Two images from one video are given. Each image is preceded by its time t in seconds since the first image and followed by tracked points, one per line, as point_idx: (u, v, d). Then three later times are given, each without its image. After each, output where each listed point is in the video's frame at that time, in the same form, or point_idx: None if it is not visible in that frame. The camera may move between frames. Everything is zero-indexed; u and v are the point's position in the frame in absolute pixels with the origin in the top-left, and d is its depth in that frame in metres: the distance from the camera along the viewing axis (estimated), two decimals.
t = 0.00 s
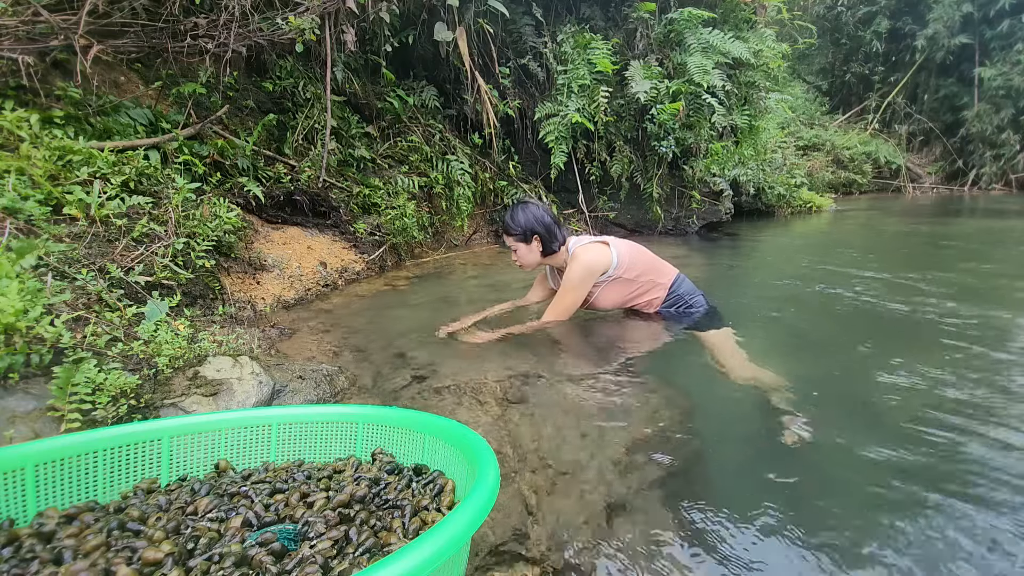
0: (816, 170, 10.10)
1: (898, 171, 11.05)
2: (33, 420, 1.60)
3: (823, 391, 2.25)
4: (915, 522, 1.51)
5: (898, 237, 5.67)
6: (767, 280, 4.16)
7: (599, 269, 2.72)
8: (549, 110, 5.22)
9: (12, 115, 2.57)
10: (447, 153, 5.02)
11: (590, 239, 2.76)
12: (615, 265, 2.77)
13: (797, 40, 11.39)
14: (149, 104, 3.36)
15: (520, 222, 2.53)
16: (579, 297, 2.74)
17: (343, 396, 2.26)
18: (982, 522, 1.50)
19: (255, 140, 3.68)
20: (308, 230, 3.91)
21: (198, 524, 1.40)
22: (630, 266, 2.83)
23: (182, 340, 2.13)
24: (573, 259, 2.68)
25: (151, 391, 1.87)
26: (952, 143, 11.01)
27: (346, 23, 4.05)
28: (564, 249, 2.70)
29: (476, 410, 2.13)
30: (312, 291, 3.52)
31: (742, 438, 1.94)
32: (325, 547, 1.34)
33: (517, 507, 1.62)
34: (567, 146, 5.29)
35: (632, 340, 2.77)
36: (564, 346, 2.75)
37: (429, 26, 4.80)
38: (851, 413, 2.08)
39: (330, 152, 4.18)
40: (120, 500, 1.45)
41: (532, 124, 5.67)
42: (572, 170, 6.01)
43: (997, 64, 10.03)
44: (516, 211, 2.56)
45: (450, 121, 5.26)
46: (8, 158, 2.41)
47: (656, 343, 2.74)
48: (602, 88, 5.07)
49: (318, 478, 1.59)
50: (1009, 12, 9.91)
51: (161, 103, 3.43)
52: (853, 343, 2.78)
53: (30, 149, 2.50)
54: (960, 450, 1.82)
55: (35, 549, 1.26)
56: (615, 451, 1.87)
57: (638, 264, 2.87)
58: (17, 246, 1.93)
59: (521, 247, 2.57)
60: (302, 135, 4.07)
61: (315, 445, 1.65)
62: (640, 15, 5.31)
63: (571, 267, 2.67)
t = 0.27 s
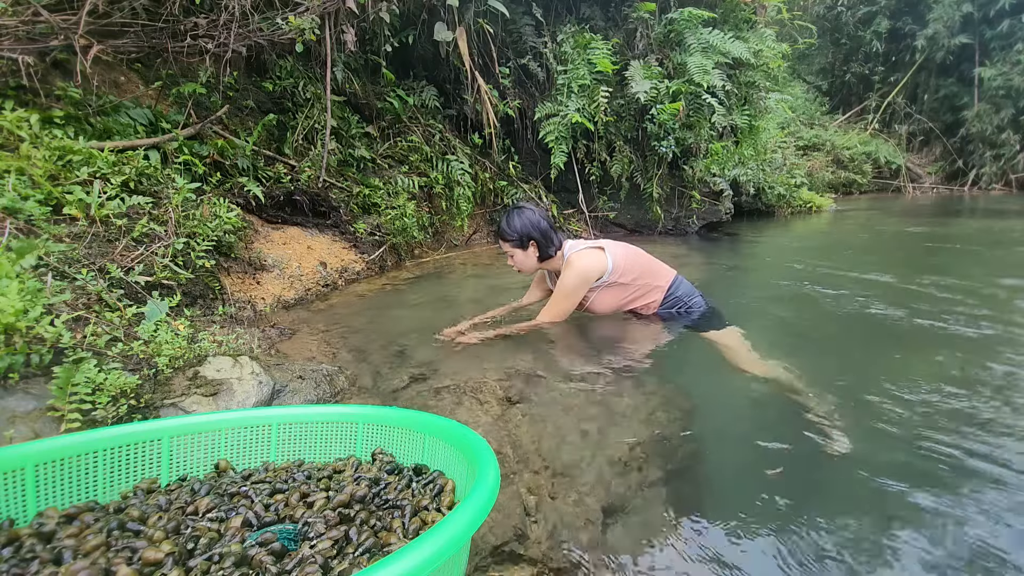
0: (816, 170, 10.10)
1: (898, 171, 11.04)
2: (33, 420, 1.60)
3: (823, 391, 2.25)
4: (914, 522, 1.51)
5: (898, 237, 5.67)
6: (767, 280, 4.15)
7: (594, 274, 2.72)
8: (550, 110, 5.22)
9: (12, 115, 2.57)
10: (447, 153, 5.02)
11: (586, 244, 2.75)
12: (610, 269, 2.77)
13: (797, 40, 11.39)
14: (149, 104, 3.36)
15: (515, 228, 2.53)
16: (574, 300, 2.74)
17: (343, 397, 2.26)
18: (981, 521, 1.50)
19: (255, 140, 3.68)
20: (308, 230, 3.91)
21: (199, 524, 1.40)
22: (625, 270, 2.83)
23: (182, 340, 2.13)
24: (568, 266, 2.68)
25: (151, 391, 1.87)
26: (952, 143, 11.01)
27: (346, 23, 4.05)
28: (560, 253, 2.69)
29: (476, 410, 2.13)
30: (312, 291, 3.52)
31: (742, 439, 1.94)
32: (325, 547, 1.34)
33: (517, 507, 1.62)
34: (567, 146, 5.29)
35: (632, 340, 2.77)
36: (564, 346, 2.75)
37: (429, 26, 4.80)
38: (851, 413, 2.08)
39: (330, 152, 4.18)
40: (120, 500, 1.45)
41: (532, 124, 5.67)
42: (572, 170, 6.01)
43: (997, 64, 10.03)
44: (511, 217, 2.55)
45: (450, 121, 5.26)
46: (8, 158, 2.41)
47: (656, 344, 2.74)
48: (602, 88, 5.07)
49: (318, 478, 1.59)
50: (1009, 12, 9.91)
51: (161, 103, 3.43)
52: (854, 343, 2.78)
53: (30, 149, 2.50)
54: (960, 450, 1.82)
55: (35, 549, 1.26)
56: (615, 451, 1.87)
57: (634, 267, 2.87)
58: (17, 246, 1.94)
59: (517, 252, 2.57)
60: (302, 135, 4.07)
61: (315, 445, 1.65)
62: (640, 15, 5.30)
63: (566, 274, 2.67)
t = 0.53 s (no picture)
0: (816, 170, 10.10)
1: (898, 171, 11.04)
2: (33, 420, 1.60)
3: (823, 391, 2.25)
4: (915, 521, 1.51)
5: (898, 237, 5.67)
6: (767, 280, 4.15)
7: (591, 276, 2.72)
8: (550, 110, 5.22)
9: (12, 115, 2.57)
10: (447, 153, 5.02)
11: (584, 246, 2.75)
12: (608, 271, 2.77)
13: (797, 40, 11.38)
14: (149, 104, 3.36)
15: (512, 231, 2.52)
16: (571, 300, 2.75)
17: (343, 397, 2.26)
18: (981, 521, 1.50)
19: (255, 140, 3.68)
20: (308, 230, 3.91)
21: (198, 524, 1.40)
22: (624, 272, 2.83)
23: (182, 340, 2.13)
24: (564, 267, 2.69)
25: (151, 391, 1.87)
26: (952, 143, 11.01)
27: (346, 23, 4.06)
28: (558, 254, 2.69)
29: (476, 410, 2.13)
30: (313, 292, 3.52)
31: (741, 438, 1.94)
32: (325, 547, 1.34)
33: (517, 507, 1.62)
34: (567, 146, 5.29)
35: (632, 341, 2.77)
36: (564, 346, 2.75)
37: (429, 26, 4.80)
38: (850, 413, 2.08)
39: (330, 152, 4.18)
40: (120, 500, 1.45)
41: (532, 124, 5.67)
42: (572, 170, 6.01)
43: (997, 64, 10.03)
44: (508, 220, 2.54)
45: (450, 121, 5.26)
46: (8, 158, 2.41)
47: (655, 344, 2.74)
48: (602, 88, 5.07)
49: (318, 478, 1.59)
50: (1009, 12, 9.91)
51: (161, 103, 3.43)
52: (854, 343, 2.78)
53: (30, 149, 2.50)
54: (960, 450, 1.82)
55: (35, 549, 1.26)
56: (615, 451, 1.87)
57: (632, 270, 2.86)
58: (18, 246, 1.94)
59: (515, 255, 2.57)
60: (302, 135, 4.08)
61: (315, 444, 1.65)
62: (640, 15, 5.30)
63: (563, 276, 2.68)
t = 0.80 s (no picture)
0: (816, 170, 10.10)
1: (898, 171, 11.05)
2: (33, 420, 1.60)
3: (822, 390, 2.25)
4: (915, 522, 1.51)
5: (898, 237, 5.67)
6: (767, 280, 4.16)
7: (589, 277, 2.72)
8: (550, 110, 5.22)
9: (12, 115, 2.57)
10: (447, 153, 5.02)
11: (582, 246, 2.75)
12: (606, 273, 2.77)
13: (796, 40, 11.38)
14: (149, 104, 3.36)
15: (511, 230, 2.52)
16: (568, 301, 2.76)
17: (343, 396, 2.26)
18: (981, 521, 1.50)
19: (255, 140, 3.68)
20: (308, 230, 3.91)
21: (198, 524, 1.40)
22: (622, 273, 2.83)
23: (182, 340, 2.13)
24: (562, 268, 2.69)
25: (151, 391, 1.87)
26: (952, 143, 11.02)
27: (346, 23, 4.06)
28: (556, 254, 2.69)
29: (476, 410, 2.13)
30: (313, 292, 3.52)
31: (740, 438, 1.94)
32: (325, 547, 1.34)
33: (517, 507, 1.62)
34: (567, 146, 5.29)
35: (631, 341, 2.78)
36: (564, 345, 2.75)
37: (429, 26, 4.80)
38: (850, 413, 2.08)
39: (330, 152, 4.18)
40: (119, 500, 1.45)
41: (532, 124, 5.67)
42: (572, 170, 6.01)
43: (997, 64, 10.04)
44: (506, 219, 2.54)
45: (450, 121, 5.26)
46: (8, 158, 2.41)
47: (654, 345, 2.75)
48: (602, 88, 5.07)
49: (318, 478, 1.59)
50: (1010, 12, 9.89)
51: (161, 103, 3.43)
52: (854, 343, 2.78)
53: (30, 149, 2.50)
54: (959, 450, 1.82)
55: (35, 549, 1.26)
56: (615, 451, 1.87)
57: (631, 271, 2.86)
58: (18, 246, 1.94)
59: (514, 255, 2.57)
60: (302, 135, 4.08)
61: (315, 444, 1.65)
62: (640, 15, 5.30)
63: (560, 277, 2.69)
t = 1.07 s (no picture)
0: (816, 170, 10.10)
1: (898, 171, 11.05)
2: (32, 420, 1.60)
3: (822, 391, 2.25)
4: (914, 522, 1.51)
5: (898, 237, 5.67)
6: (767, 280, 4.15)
7: (588, 277, 2.72)
8: (550, 110, 5.22)
9: (12, 115, 2.56)
10: (447, 153, 5.02)
11: (581, 246, 2.75)
12: (604, 272, 2.77)
13: (796, 40, 11.38)
14: (149, 104, 3.36)
15: (511, 229, 2.52)
16: (568, 301, 2.76)
17: (343, 397, 2.26)
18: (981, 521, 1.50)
19: (255, 140, 3.68)
20: (308, 230, 3.91)
21: (199, 524, 1.40)
22: (621, 273, 2.83)
23: (182, 340, 2.13)
24: (561, 268, 2.69)
25: (151, 391, 1.87)
26: (952, 143, 11.02)
27: (346, 23, 4.06)
28: (555, 255, 2.69)
29: (475, 410, 2.13)
30: (313, 292, 3.52)
31: (740, 438, 1.94)
32: (325, 547, 1.34)
33: (517, 507, 1.62)
34: (567, 146, 5.29)
35: (631, 341, 2.77)
36: (564, 346, 2.75)
37: (429, 26, 4.80)
38: (851, 413, 2.08)
39: (330, 152, 4.18)
40: (119, 500, 1.45)
41: (532, 124, 5.67)
42: (572, 170, 6.01)
43: (997, 64, 10.04)
44: (507, 217, 2.54)
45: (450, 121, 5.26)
46: (8, 158, 2.41)
47: (654, 345, 2.74)
48: (602, 88, 5.07)
49: (318, 478, 1.59)
50: (1010, 12, 9.88)
51: (161, 103, 3.43)
52: (854, 343, 2.78)
53: (30, 149, 2.50)
54: (960, 450, 1.82)
55: (35, 549, 1.26)
56: (615, 451, 1.87)
57: (629, 271, 2.86)
58: (18, 246, 1.93)
59: (513, 254, 2.56)
60: (302, 135, 4.08)
61: (315, 444, 1.65)
62: (640, 15, 5.30)
63: (559, 276, 2.69)
